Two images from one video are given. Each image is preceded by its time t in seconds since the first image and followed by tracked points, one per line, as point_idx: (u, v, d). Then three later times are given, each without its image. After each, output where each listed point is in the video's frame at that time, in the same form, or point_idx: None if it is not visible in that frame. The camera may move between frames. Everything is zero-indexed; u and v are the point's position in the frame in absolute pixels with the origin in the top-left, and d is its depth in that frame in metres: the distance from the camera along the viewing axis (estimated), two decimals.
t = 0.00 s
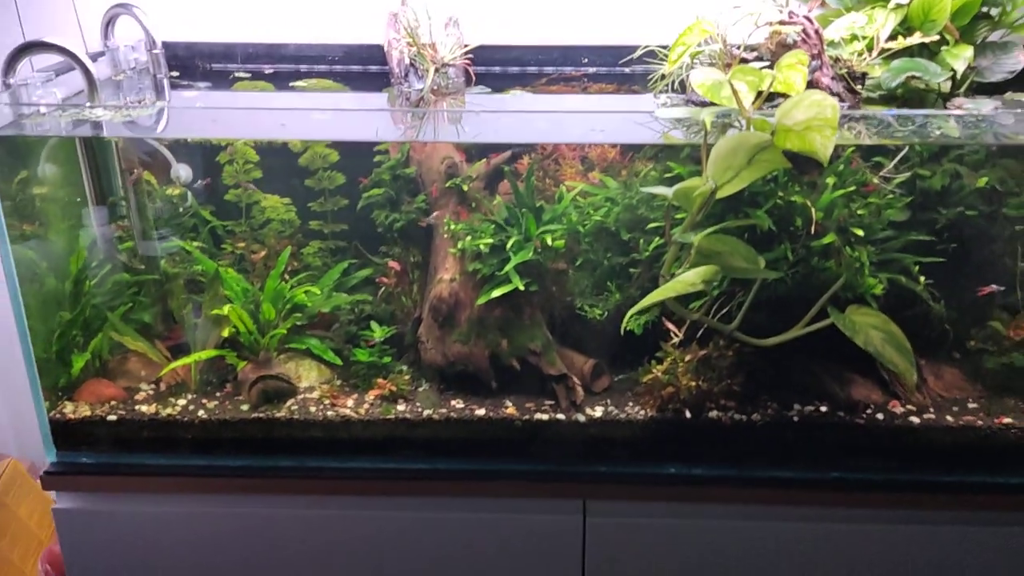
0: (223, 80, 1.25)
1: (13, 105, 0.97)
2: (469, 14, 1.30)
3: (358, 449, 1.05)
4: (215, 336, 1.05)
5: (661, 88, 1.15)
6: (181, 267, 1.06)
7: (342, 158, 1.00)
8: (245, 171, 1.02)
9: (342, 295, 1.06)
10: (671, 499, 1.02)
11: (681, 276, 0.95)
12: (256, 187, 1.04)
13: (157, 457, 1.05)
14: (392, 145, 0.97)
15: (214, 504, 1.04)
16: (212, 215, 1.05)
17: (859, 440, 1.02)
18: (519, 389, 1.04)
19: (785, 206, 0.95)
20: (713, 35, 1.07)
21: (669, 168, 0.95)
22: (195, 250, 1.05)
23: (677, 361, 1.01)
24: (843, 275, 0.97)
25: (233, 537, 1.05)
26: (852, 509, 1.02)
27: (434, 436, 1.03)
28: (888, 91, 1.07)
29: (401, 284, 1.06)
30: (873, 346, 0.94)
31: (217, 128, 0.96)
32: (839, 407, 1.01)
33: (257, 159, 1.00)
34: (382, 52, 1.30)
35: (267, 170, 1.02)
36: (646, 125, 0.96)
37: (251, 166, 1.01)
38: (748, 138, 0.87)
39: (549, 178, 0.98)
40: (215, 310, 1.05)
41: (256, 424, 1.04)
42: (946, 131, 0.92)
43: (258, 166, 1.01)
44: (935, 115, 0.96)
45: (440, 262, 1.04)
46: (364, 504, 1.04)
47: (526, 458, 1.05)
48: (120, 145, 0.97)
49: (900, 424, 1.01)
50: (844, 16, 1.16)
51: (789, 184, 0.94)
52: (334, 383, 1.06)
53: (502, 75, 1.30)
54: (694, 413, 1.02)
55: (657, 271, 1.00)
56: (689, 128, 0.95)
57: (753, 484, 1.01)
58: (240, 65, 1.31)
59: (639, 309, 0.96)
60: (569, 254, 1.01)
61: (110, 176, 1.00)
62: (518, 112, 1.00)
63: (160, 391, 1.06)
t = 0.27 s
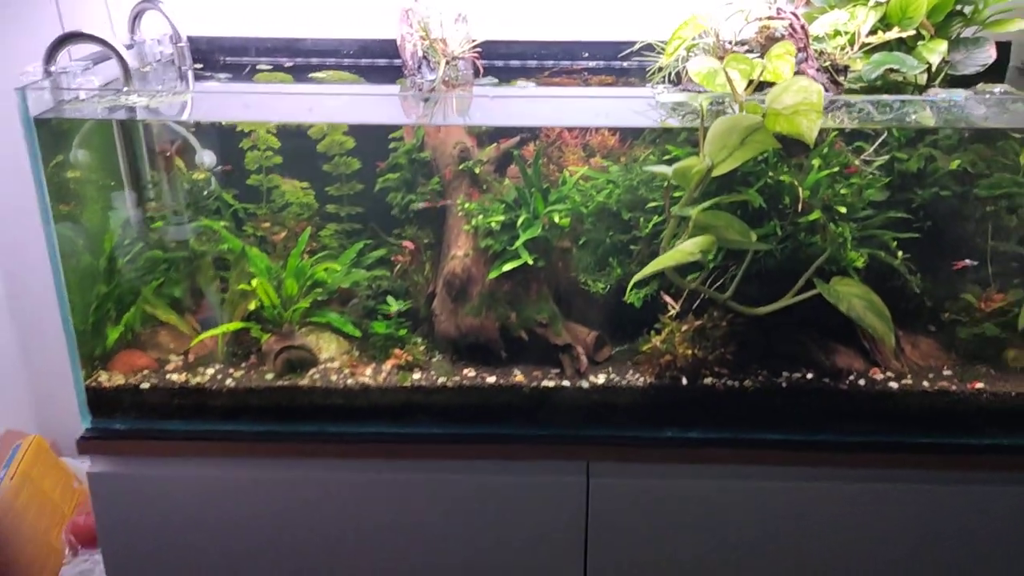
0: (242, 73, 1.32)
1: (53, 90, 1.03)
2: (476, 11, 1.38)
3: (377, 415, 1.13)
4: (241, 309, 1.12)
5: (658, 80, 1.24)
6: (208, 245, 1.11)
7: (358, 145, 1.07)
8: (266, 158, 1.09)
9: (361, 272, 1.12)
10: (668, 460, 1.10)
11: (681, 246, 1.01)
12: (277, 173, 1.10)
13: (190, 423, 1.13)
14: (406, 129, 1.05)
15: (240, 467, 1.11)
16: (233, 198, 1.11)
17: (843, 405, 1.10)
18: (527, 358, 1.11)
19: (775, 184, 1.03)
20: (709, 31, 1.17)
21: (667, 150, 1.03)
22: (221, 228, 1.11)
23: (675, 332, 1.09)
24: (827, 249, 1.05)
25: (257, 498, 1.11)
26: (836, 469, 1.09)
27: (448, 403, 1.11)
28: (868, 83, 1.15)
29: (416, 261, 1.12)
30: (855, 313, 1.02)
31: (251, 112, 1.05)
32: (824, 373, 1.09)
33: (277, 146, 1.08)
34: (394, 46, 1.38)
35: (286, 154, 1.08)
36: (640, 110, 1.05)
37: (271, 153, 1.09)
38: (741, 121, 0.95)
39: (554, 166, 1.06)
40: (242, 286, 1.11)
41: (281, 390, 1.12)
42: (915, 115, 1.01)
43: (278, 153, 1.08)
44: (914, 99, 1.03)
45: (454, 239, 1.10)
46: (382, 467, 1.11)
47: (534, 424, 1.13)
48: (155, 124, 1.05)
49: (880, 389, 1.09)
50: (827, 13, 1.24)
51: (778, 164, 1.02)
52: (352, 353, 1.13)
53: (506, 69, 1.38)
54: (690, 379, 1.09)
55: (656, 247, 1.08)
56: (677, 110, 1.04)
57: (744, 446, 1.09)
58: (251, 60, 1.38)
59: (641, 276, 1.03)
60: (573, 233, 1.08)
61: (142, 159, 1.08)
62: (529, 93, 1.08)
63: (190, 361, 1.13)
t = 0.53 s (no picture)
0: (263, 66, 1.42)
1: (89, 76, 1.09)
2: (484, 10, 1.46)
3: (391, 386, 1.20)
4: (264, 287, 1.18)
5: (657, 75, 1.33)
6: (232, 226, 1.17)
7: (373, 136, 1.12)
8: (285, 146, 1.14)
9: (377, 252, 1.18)
10: (665, 429, 1.18)
11: (680, 223, 1.10)
12: (295, 160, 1.15)
13: (216, 392, 1.21)
14: (419, 118, 1.11)
15: (264, 435, 1.19)
16: (252, 183, 1.17)
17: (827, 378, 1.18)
18: (533, 334, 1.18)
19: (767, 168, 1.11)
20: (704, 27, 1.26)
21: (667, 138, 1.10)
22: (244, 210, 1.17)
23: (672, 308, 1.17)
24: (814, 230, 1.13)
25: (279, 464, 1.19)
26: (818, 437, 1.18)
27: (459, 374, 1.19)
28: (853, 78, 1.23)
29: (428, 243, 1.18)
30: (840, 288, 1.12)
31: (280, 100, 1.09)
32: (811, 348, 1.17)
33: (296, 134, 1.13)
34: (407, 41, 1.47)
35: (305, 142, 1.14)
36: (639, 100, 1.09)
37: (290, 140, 1.14)
38: (737, 108, 1.04)
39: (558, 152, 1.12)
40: (264, 265, 1.18)
41: (301, 362, 1.20)
42: (895, 105, 1.07)
43: (297, 141, 1.14)
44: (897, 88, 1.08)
45: (465, 220, 1.17)
46: (397, 434, 1.19)
47: (539, 395, 1.20)
48: (185, 111, 1.11)
49: (862, 362, 1.17)
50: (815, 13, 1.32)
51: (771, 151, 1.09)
52: (369, 328, 1.20)
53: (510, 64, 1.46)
54: (686, 352, 1.18)
55: (655, 229, 1.15)
56: (674, 101, 1.08)
57: (734, 415, 1.17)
58: (266, 52, 1.48)
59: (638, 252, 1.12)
60: (576, 216, 1.15)
61: (169, 142, 1.13)
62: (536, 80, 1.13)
63: (213, 335, 1.20)
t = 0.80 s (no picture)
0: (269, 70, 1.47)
1: (103, 77, 1.12)
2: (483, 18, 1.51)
3: (392, 380, 1.24)
4: (270, 283, 1.22)
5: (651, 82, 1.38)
6: (237, 224, 1.21)
7: (375, 138, 1.16)
8: (290, 147, 1.17)
9: (380, 250, 1.22)
10: (657, 424, 1.22)
11: (673, 221, 1.15)
12: (298, 162, 1.18)
13: (222, 385, 1.25)
14: (422, 121, 1.15)
15: (269, 428, 1.23)
16: (257, 183, 1.20)
17: (812, 374, 1.22)
18: (530, 330, 1.22)
19: (756, 171, 1.15)
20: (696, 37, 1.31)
21: (660, 142, 1.14)
22: (250, 209, 1.20)
23: (664, 306, 1.21)
24: (801, 230, 1.18)
25: (284, 456, 1.24)
26: (803, 431, 1.23)
27: (458, 369, 1.24)
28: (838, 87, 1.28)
29: (428, 242, 1.21)
30: (826, 285, 1.18)
31: (289, 101, 1.14)
32: (797, 344, 1.22)
33: (300, 135, 1.16)
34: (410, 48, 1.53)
35: (309, 144, 1.17)
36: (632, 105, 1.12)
37: (294, 142, 1.17)
38: (728, 112, 1.10)
39: (557, 151, 1.16)
40: (270, 262, 1.21)
41: (305, 356, 1.24)
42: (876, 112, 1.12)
43: (301, 142, 1.17)
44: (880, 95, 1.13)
45: (465, 220, 1.20)
46: (397, 427, 1.24)
47: (535, 390, 1.25)
48: (195, 111, 1.15)
49: (846, 359, 1.22)
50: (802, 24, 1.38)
51: (760, 154, 1.14)
52: (370, 324, 1.24)
53: (508, 71, 1.51)
54: (677, 349, 1.22)
55: (648, 229, 1.19)
56: (667, 106, 1.12)
57: (724, 409, 1.22)
58: (267, 57, 1.53)
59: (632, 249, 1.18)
60: (573, 217, 1.19)
61: (178, 142, 1.17)
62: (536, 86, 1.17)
63: (220, 331, 1.24)
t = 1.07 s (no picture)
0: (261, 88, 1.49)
1: (98, 94, 1.14)
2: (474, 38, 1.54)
3: (381, 395, 1.25)
4: (260, 298, 1.23)
5: (637, 101, 1.39)
6: (228, 240, 1.22)
7: (366, 155, 1.17)
8: (281, 163, 1.18)
9: (370, 266, 1.23)
10: (642, 439, 1.23)
11: (660, 239, 1.16)
12: (290, 178, 1.20)
13: (212, 400, 1.26)
14: (411, 139, 1.16)
15: (258, 442, 1.24)
16: (249, 200, 1.21)
17: (796, 390, 1.24)
18: (518, 346, 1.24)
19: (741, 191, 1.18)
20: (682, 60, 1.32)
21: (647, 161, 1.17)
22: (241, 224, 1.22)
23: (650, 323, 1.23)
24: (784, 249, 1.20)
25: (272, 470, 1.24)
26: (786, 447, 1.24)
27: (445, 385, 1.24)
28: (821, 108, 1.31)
29: (417, 258, 1.23)
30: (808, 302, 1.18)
31: (282, 119, 1.15)
32: (781, 361, 1.23)
33: (291, 152, 1.18)
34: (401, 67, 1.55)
35: (301, 161, 1.19)
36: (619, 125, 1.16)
37: (286, 159, 1.18)
38: (712, 133, 1.12)
39: (544, 170, 1.18)
40: (260, 276, 1.22)
41: (294, 371, 1.24)
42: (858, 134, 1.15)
43: (293, 159, 1.18)
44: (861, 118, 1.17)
45: (454, 236, 1.22)
46: (385, 442, 1.25)
47: (523, 405, 1.26)
48: (189, 129, 1.17)
49: (830, 376, 1.23)
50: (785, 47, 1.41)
51: (744, 174, 1.17)
52: (360, 339, 1.25)
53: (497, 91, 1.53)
54: (663, 365, 1.24)
55: (634, 247, 1.21)
56: (654, 126, 1.15)
57: (709, 425, 1.24)
58: (258, 75, 1.55)
59: (620, 266, 1.19)
60: (560, 234, 1.21)
61: (169, 158, 1.19)
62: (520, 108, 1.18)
63: (210, 345, 1.25)
